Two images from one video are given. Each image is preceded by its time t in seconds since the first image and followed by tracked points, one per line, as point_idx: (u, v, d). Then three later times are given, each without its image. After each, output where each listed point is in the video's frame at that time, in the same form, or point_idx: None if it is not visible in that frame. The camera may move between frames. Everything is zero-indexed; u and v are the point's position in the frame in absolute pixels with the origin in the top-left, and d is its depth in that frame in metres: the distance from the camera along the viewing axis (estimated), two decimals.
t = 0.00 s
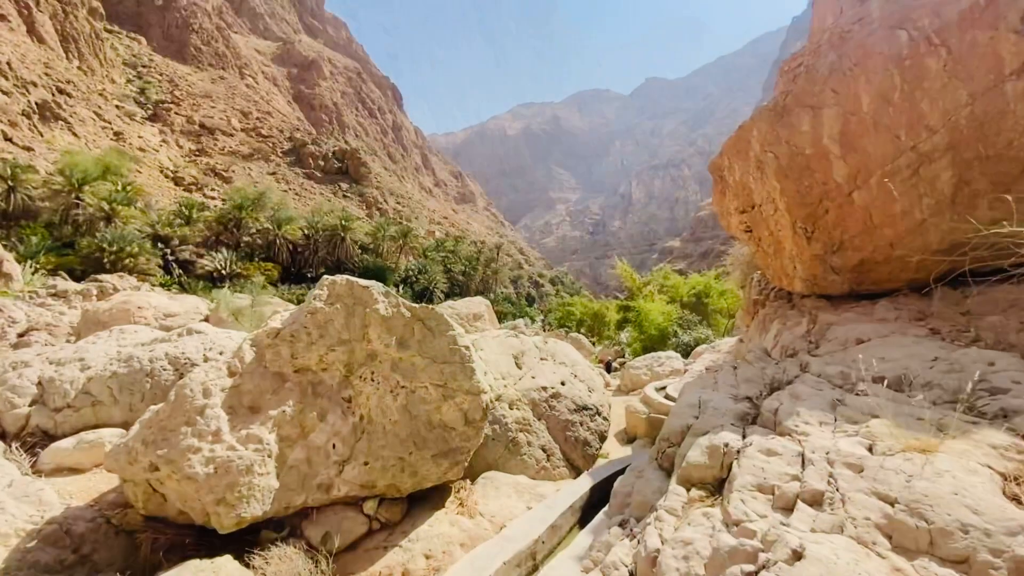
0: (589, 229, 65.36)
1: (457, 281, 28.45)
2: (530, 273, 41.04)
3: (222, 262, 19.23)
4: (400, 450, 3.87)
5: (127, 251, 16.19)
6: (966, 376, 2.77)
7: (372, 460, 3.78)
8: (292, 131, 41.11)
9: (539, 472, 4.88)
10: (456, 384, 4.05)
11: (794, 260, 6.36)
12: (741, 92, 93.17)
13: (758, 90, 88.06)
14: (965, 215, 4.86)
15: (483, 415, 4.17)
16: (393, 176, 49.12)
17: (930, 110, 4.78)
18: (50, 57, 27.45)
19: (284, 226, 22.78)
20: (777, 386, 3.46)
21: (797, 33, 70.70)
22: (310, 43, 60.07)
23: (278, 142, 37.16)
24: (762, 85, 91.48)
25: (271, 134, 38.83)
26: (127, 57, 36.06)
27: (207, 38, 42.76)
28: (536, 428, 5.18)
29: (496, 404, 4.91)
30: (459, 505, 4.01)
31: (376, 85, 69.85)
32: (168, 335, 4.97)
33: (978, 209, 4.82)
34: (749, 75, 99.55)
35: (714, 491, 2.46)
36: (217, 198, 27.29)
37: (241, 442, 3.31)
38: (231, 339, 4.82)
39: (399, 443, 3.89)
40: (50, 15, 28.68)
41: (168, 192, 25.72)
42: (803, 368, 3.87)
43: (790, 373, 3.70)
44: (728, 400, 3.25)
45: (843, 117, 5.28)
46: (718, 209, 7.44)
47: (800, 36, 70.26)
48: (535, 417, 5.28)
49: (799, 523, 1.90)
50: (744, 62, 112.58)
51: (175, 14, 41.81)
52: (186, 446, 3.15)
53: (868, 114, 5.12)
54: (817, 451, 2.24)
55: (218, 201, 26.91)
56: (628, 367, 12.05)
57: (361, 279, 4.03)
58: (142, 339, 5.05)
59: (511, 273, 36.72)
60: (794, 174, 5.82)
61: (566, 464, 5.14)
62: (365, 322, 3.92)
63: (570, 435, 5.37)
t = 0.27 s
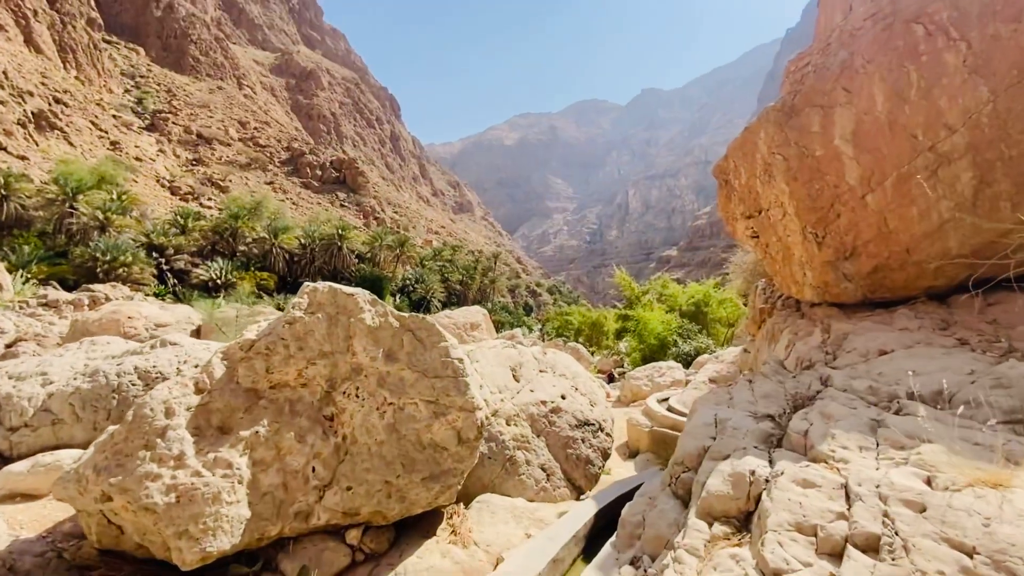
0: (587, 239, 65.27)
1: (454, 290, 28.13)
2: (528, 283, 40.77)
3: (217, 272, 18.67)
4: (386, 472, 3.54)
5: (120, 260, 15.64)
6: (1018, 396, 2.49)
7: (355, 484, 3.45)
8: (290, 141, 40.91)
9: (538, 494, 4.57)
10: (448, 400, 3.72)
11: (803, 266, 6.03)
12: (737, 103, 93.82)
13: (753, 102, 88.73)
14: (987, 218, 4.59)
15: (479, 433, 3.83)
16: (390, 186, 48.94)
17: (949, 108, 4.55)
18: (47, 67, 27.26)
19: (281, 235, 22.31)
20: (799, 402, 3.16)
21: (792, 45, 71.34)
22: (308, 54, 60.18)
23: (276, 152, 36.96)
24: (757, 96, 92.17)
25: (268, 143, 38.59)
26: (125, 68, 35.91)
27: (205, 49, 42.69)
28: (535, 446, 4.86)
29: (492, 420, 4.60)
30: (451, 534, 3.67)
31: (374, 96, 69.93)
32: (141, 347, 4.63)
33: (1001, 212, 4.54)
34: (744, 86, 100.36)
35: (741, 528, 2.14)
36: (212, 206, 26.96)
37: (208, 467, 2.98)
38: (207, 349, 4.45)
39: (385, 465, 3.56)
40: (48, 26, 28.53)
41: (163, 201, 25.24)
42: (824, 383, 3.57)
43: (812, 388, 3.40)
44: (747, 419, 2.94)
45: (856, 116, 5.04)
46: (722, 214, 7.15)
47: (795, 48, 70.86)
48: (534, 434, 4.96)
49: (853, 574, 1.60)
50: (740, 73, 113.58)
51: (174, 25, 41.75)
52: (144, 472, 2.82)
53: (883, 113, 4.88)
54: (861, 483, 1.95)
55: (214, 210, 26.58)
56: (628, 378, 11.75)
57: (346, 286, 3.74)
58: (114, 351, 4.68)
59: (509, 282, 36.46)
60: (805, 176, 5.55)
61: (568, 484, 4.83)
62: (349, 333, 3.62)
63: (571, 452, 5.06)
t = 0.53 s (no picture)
0: (579, 244, 65.14)
1: (445, 296, 27.71)
2: (520, 288, 40.45)
3: (202, 276, 17.89)
4: (360, 492, 3.16)
5: (104, 264, 15.12)
6: None
7: (325, 505, 3.07)
8: (280, 145, 40.34)
9: (529, 511, 4.21)
10: (431, 410, 3.35)
11: (806, 266, 5.73)
12: (726, 110, 94.51)
13: (743, 109, 89.55)
14: (1004, 214, 4.32)
15: (465, 447, 3.45)
16: (381, 190, 48.46)
17: (965, 97, 4.27)
18: (31, 69, 26.60)
19: (269, 240, 21.73)
20: (821, 412, 2.84)
21: (781, 53, 72.06)
22: (300, 58, 59.63)
23: (265, 155, 36.38)
24: (746, 103, 93.08)
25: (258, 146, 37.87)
26: (112, 70, 35.22)
27: (195, 53, 42.08)
28: (527, 458, 4.51)
29: (480, 431, 4.24)
30: (434, 559, 3.29)
31: (367, 101, 69.41)
32: (94, 352, 4.19)
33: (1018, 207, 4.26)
34: (734, 93, 101.27)
35: (770, 564, 1.81)
36: (200, 210, 26.37)
37: (150, 489, 2.60)
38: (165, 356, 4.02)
39: (359, 484, 3.18)
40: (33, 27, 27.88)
41: (149, 205, 24.58)
42: (844, 390, 3.25)
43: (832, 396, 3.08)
44: (766, 430, 2.62)
45: (865, 107, 4.77)
46: (722, 213, 6.86)
47: (784, 56, 71.59)
48: (525, 445, 4.61)
49: None
50: (729, 81, 114.64)
51: (163, 28, 41.12)
52: (71, 497, 2.43)
53: (893, 103, 4.60)
54: (922, 514, 1.62)
55: (201, 214, 25.97)
56: (622, 384, 11.44)
57: (317, 284, 3.38)
58: (67, 358, 4.25)
59: (501, 287, 36.16)
60: (810, 170, 5.27)
61: (562, 499, 4.49)
62: (320, 336, 3.26)
63: (566, 465, 4.71)
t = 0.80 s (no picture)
0: (563, 247, 65.03)
1: (429, 298, 27.18)
2: (505, 290, 40.10)
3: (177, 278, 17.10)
4: (326, 512, 2.78)
5: (74, 264, 14.10)
6: None
7: (285, 529, 2.69)
8: (260, 145, 39.32)
9: (518, 526, 3.87)
10: (409, 418, 2.98)
11: (805, 263, 5.50)
12: (708, 114, 95.62)
13: (724, 114, 90.73)
14: (1015, 207, 4.11)
15: (447, 459, 3.08)
16: (364, 192, 47.65)
17: (975, 83, 4.04)
18: None
19: (248, 240, 20.82)
20: (847, 418, 2.56)
21: (761, 59, 73.15)
22: (281, 58, 58.44)
23: (245, 155, 35.46)
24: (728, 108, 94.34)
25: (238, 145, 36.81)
26: (86, 67, 33.82)
27: (173, 50, 40.81)
28: (515, 468, 4.16)
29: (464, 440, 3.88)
30: None
31: (349, 101, 68.45)
32: (27, 355, 3.72)
33: None
34: (715, 99, 102.62)
35: None
36: (176, 210, 25.36)
37: (69, 517, 2.20)
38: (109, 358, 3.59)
39: (326, 503, 2.80)
40: (2, 21, 26.64)
41: (123, 205, 23.49)
42: (862, 393, 2.97)
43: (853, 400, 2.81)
44: (790, 438, 2.32)
45: (869, 95, 4.53)
46: (716, 209, 6.61)
47: (764, 61, 72.65)
48: (513, 453, 4.26)
49: None
50: (711, 86, 116.13)
51: (140, 25, 39.80)
52: None
53: (899, 90, 4.37)
54: (1019, 548, 1.34)
55: (178, 214, 25.00)
56: (609, 387, 11.15)
57: (278, 275, 2.99)
58: None
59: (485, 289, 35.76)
60: (810, 162, 5.03)
61: (552, 512, 4.15)
62: (282, 335, 2.87)
63: (557, 474, 4.38)
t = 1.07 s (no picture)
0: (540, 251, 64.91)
1: (404, 302, 26.54)
2: (481, 294, 39.67)
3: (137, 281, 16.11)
4: (261, 541, 2.37)
5: (28, 265, 12.92)
6: None
7: (209, 562, 2.28)
8: (230, 144, 38.02)
9: (490, 545, 3.50)
10: (361, 429, 2.59)
11: (789, 261, 5.30)
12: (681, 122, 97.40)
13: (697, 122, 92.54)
14: (1007, 201, 3.95)
15: (406, 475, 2.66)
16: (338, 194, 46.58)
17: (968, 72, 3.90)
18: None
19: (216, 241, 19.69)
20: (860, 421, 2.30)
21: (733, 69, 74.92)
22: (253, 56, 56.84)
23: (214, 155, 34.20)
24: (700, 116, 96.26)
25: (207, 145, 35.40)
26: (47, 61, 31.96)
27: (139, 46, 39.12)
28: (487, 481, 3.79)
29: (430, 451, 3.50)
30: None
31: (324, 102, 67.12)
32: None
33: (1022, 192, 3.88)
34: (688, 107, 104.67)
35: None
36: (140, 210, 24.06)
37: None
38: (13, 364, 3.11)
39: (261, 530, 2.39)
40: None
41: (82, 203, 22.05)
42: (865, 395, 2.72)
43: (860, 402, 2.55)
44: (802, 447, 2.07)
45: (857, 84, 4.35)
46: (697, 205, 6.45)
47: (735, 71, 74.39)
48: (484, 464, 3.89)
49: None
50: (684, 95, 118.36)
51: (104, 18, 38.09)
52: None
53: (888, 79, 4.20)
54: None
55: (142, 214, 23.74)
56: (585, 391, 10.86)
57: (207, 262, 2.58)
58: None
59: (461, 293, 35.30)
60: (796, 155, 4.83)
61: (527, 528, 3.80)
62: (210, 333, 2.47)
63: (532, 486, 4.02)
